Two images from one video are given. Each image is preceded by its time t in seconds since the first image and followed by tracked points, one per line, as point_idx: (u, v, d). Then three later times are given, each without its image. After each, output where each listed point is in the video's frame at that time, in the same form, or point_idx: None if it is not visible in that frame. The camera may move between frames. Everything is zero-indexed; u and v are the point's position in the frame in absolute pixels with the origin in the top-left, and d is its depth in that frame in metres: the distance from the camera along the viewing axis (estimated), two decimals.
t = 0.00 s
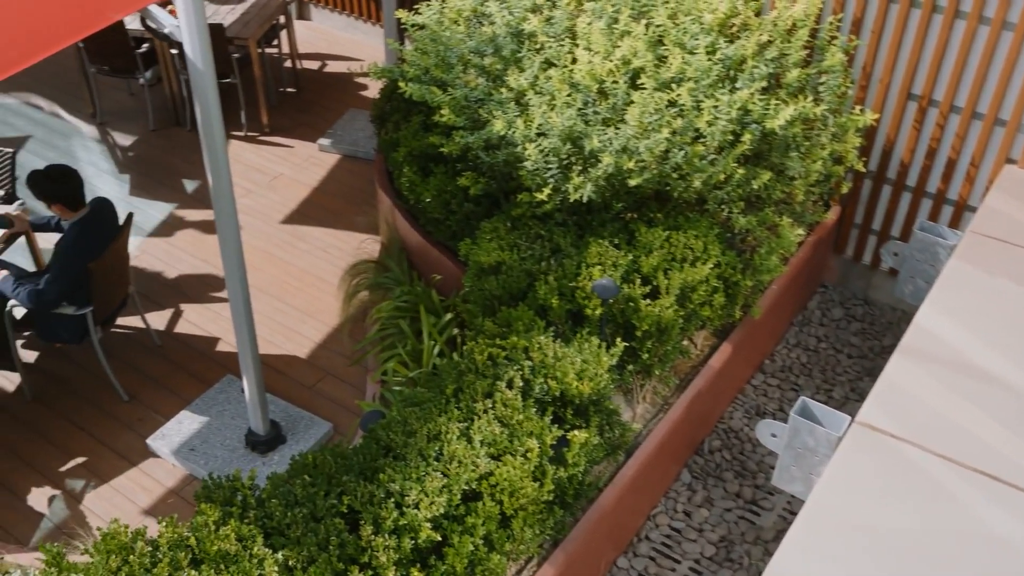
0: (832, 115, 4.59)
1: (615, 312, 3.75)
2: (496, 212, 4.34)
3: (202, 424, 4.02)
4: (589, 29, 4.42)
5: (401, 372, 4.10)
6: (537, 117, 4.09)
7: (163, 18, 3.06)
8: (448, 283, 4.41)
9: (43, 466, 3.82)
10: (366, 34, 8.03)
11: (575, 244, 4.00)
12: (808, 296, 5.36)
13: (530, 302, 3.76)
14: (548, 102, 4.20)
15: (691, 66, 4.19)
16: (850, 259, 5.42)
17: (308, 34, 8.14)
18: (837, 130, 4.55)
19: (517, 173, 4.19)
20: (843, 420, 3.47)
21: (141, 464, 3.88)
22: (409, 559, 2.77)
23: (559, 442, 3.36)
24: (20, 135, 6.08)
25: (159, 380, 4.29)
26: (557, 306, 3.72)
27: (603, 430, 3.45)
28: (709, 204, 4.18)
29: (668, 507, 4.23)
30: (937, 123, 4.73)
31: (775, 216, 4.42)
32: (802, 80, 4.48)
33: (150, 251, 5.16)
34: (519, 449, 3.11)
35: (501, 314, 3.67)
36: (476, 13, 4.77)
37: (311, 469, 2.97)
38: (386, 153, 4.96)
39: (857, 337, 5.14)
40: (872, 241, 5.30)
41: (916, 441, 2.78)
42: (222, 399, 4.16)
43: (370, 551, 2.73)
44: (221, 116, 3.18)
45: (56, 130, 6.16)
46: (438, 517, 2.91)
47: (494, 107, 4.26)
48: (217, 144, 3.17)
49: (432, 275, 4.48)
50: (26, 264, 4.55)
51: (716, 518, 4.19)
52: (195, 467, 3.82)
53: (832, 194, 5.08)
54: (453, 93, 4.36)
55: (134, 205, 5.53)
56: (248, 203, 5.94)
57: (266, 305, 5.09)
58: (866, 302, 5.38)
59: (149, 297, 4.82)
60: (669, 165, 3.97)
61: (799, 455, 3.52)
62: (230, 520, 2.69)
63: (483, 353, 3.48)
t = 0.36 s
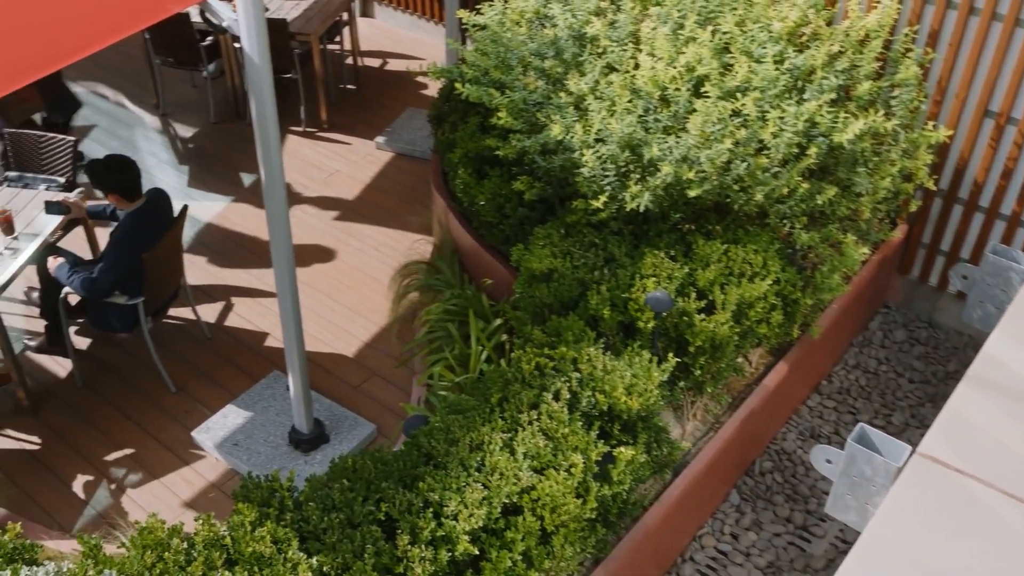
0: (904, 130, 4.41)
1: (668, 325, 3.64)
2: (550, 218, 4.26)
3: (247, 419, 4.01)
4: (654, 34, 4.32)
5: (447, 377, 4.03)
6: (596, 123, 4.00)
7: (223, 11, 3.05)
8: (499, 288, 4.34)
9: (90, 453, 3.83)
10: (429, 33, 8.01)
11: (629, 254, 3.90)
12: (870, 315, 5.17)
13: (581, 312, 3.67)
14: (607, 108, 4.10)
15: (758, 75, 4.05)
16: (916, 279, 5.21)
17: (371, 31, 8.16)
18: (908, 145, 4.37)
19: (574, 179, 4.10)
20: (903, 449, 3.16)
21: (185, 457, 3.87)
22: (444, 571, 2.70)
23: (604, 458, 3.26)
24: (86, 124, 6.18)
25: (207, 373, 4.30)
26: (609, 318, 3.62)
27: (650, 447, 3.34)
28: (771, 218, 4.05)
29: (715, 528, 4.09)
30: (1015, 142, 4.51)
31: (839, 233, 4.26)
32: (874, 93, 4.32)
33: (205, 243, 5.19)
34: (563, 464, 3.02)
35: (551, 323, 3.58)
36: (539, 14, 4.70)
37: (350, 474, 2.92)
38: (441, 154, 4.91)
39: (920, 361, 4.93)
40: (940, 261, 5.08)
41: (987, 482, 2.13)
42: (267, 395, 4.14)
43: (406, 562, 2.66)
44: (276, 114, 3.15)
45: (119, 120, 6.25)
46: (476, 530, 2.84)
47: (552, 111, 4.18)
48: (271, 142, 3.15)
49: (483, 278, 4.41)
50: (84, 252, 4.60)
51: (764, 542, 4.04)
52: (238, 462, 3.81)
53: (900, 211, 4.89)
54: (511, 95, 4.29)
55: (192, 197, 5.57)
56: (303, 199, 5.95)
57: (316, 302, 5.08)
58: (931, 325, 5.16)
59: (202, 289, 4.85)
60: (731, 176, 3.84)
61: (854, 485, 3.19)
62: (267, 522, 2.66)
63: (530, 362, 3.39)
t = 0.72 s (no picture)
0: (977, 148, 4.22)
1: (720, 341, 3.52)
2: (603, 225, 4.18)
3: (290, 416, 4.00)
4: (718, 40, 4.21)
5: (491, 384, 3.97)
6: (654, 130, 3.90)
7: (280, 6, 3.03)
8: (548, 295, 4.27)
9: (135, 443, 3.84)
10: (489, 35, 7.97)
11: (683, 265, 3.80)
12: (932, 338, 4.97)
13: (630, 324, 3.58)
14: (666, 115, 4.00)
15: (825, 85, 3.91)
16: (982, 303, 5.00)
17: (431, 31, 8.15)
18: (981, 164, 4.18)
19: (629, 187, 4.00)
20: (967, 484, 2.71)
21: (227, 452, 3.87)
22: None
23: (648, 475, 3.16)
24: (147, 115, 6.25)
25: (253, 368, 4.30)
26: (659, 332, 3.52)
27: (697, 466, 3.24)
28: (832, 234, 3.91)
29: (761, 551, 3.94)
30: None
31: (904, 252, 4.09)
32: (946, 108, 4.14)
33: (257, 238, 5.21)
34: (606, 480, 2.93)
35: (600, 333, 3.50)
36: (600, 18, 4.62)
37: (388, 479, 2.88)
38: (496, 157, 4.85)
39: (984, 389, 4.72)
40: (1008, 286, 4.86)
41: None
42: (311, 393, 4.13)
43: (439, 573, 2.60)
44: (329, 111, 3.13)
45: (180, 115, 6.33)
46: (513, 544, 2.77)
47: (609, 116, 4.09)
48: (324, 140, 3.13)
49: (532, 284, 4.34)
50: (138, 242, 4.65)
51: (813, 569, 3.88)
52: (278, 459, 3.80)
53: (969, 232, 4.68)
54: (568, 99, 4.21)
55: (246, 191, 5.61)
56: (357, 197, 5.95)
57: (364, 301, 5.06)
58: (997, 351, 4.94)
59: (252, 283, 4.86)
60: (791, 190, 3.71)
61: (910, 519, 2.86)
62: (301, 524, 2.62)
63: (576, 373, 3.31)
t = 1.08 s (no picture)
0: None
1: (768, 362, 3.41)
2: (652, 238, 4.08)
3: (327, 419, 3.97)
4: (777, 52, 4.09)
5: (532, 395, 3.89)
6: (708, 142, 3.80)
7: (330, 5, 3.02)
8: (594, 307, 4.18)
9: (173, 439, 3.85)
10: (544, 42, 7.93)
11: (733, 282, 3.69)
12: (992, 367, 4.77)
13: (676, 340, 3.48)
14: (721, 127, 3.90)
15: (888, 100, 3.77)
16: None
17: (487, 37, 8.12)
18: None
19: (680, 200, 3.90)
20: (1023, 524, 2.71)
21: (264, 452, 3.85)
22: None
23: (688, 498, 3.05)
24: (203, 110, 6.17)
25: (294, 369, 4.28)
26: (705, 349, 3.41)
27: (740, 490, 3.13)
28: (890, 254, 3.76)
29: None
30: None
31: (966, 276, 3.93)
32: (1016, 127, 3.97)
33: (304, 238, 5.22)
34: (644, 500, 2.84)
35: (644, 348, 3.40)
36: (657, 26, 4.54)
37: (420, 489, 2.82)
38: (545, 164, 4.78)
39: None
40: None
41: None
42: (350, 396, 4.10)
43: None
44: (377, 115, 3.11)
45: (234, 115, 6.37)
46: (545, 562, 2.69)
47: (662, 127, 4.00)
48: (370, 144, 3.11)
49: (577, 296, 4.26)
50: (186, 239, 4.67)
51: None
52: (313, 462, 3.77)
53: None
54: (621, 108, 4.13)
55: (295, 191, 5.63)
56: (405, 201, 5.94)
57: (408, 305, 5.03)
58: None
59: (296, 283, 4.86)
60: (849, 208, 3.58)
61: (964, 554, 2.72)
62: (331, 531, 2.57)
63: (618, 389, 3.22)
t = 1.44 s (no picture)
0: None
1: (816, 383, 3.29)
2: (700, 251, 3.98)
3: (363, 424, 3.94)
4: (836, 64, 3.97)
5: (570, 408, 3.81)
6: (760, 154, 3.69)
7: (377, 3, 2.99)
8: (637, 320, 4.08)
9: (209, 438, 3.85)
10: (598, 51, 7.85)
11: (782, 299, 3.57)
12: None
13: (721, 357, 3.37)
14: (775, 139, 3.78)
15: (951, 117, 3.63)
16: None
17: (540, 45, 8.08)
18: None
19: (729, 213, 3.79)
20: None
21: (299, 455, 3.83)
22: None
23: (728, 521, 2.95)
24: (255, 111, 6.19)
25: (332, 372, 4.26)
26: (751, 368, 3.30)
27: (781, 516, 3.01)
28: (948, 276, 3.61)
29: None
30: None
31: None
32: None
33: (348, 241, 5.21)
34: (681, 522, 2.75)
35: (687, 365, 3.30)
36: (711, 36, 4.44)
37: (451, 500, 2.76)
38: (593, 173, 4.70)
39: None
40: None
41: None
42: (387, 402, 4.06)
43: None
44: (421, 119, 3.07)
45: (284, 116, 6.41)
46: None
47: (713, 138, 3.90)
48: (414, 148, 3.07)
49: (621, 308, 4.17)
50: (232, 238, 4.69)
51: None
52: (347, 467, 3.73)
53: None
54: (672, 118, 4.03)
55: (341, 193, 5.63)
56: (451, 206, 5.90)
57: (449, 312, 4.99)
58: None
59: (338, 286, 4.85)
60: (907, 226, 3.44)
61: None
62: (358, 539, 2.52)
63: (658, 405, 3.11)
